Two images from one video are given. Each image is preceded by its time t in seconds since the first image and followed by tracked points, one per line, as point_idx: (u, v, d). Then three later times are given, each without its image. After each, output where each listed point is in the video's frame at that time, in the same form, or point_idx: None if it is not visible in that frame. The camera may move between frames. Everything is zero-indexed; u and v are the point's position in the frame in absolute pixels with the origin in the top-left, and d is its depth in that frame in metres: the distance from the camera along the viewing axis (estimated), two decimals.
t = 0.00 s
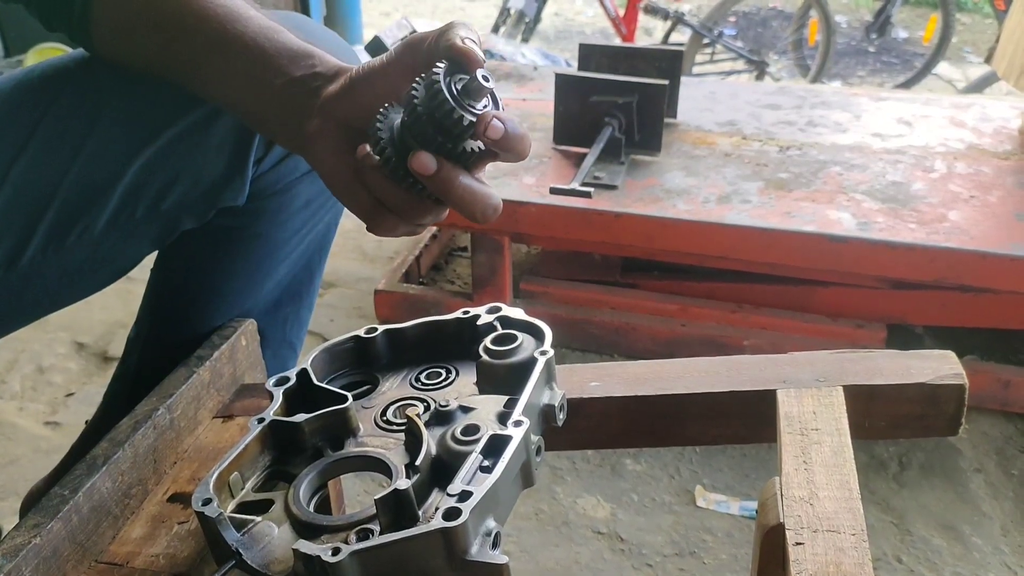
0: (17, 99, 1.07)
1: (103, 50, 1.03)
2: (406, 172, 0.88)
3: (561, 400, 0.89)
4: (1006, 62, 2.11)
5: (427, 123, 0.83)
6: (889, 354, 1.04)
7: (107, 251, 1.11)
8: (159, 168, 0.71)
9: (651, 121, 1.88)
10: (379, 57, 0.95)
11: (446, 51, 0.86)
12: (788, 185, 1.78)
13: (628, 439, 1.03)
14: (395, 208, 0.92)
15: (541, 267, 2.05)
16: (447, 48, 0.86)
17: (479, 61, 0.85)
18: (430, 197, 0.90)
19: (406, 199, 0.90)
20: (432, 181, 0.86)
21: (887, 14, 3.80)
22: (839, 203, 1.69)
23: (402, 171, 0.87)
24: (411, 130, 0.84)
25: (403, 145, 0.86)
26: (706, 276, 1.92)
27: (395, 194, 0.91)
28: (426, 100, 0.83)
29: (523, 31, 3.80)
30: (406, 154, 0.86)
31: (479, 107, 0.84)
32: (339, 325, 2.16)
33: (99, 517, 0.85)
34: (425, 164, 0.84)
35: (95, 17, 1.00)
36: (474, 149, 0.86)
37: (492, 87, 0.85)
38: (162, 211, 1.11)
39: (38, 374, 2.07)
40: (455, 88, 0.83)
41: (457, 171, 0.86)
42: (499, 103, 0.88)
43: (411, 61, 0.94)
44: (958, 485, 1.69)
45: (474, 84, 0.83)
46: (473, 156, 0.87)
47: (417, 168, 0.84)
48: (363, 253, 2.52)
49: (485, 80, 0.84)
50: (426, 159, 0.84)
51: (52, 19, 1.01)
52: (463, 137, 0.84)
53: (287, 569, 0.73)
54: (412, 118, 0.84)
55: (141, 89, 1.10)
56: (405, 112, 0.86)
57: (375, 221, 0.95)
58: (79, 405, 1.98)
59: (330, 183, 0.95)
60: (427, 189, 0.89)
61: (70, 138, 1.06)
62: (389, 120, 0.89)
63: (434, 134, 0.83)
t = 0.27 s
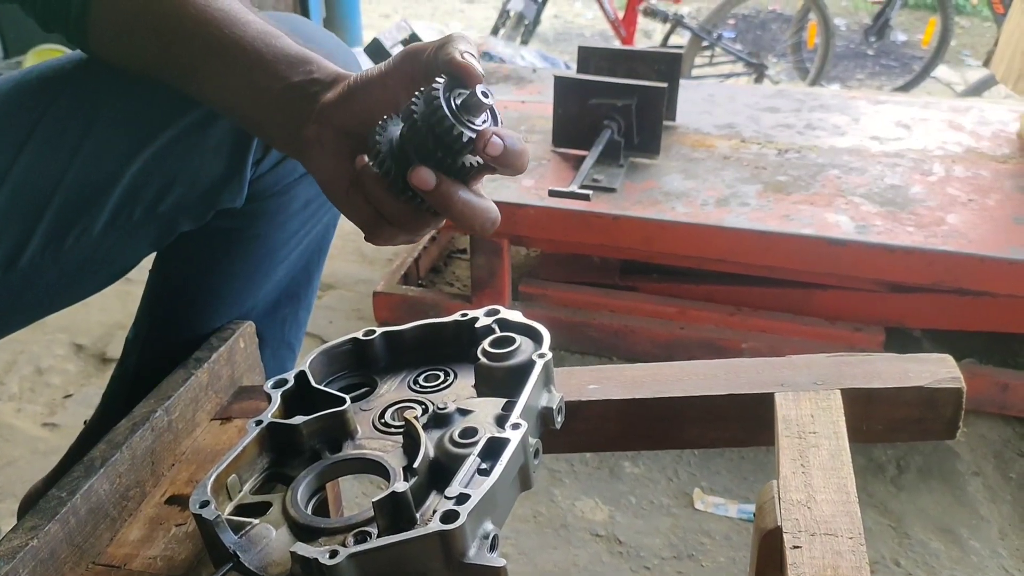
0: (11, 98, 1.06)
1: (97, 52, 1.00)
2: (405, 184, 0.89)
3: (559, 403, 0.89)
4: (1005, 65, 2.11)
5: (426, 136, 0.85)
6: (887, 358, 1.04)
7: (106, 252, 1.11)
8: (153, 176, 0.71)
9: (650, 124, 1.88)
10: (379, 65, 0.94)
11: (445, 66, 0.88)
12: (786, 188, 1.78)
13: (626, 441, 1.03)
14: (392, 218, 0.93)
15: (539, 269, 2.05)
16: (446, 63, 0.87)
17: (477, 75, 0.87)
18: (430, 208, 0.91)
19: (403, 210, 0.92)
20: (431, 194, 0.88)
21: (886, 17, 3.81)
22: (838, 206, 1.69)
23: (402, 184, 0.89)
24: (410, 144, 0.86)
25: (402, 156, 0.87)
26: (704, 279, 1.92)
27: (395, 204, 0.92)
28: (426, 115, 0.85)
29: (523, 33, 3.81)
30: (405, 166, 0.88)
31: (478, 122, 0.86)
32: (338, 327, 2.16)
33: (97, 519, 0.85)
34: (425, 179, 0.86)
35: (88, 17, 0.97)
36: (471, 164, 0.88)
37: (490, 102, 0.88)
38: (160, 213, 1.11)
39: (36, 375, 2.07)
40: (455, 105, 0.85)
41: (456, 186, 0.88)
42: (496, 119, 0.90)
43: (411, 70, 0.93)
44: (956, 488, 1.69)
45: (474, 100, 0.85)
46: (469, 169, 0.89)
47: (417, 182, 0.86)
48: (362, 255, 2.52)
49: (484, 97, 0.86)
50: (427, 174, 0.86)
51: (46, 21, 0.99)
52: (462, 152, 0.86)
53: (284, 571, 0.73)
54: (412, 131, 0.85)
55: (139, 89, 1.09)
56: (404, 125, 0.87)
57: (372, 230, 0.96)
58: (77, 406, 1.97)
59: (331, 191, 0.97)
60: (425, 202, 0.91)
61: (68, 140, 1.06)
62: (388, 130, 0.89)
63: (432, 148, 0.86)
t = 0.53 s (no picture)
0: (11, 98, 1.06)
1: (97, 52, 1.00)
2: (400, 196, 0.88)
3: (558, 404, 0.89)
4: (1004, 67, 2.11)
5: (421, 148, 0.84)
6: (887, 359, 1.04)
7: (105, 252, 1.11)
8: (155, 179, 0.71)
9: (649, 125, 1.88)
10: (378, 71, 0.95)
11: (442, 76, 0.88)
12: (786, 189, 1.78)
13: (625, 442, 1.03)
14: (387, 228, 0.92)
15: (538, 271, 2.05)
16: (443, 74, 0.88)
17: (473, 88, 0.87)
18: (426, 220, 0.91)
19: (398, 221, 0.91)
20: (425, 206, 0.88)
21: (885, 19, 3.82)
22: (837, 208, 1.70)
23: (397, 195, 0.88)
24: (404, 155, 0.85)
25: (397, 167, 0.87)
26: (704, 280, 1.92)
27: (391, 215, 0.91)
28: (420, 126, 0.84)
29: (523, 34, 3.81)
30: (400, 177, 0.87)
31: (473, 136, 0.86)
32: (337, 328, 2.16)
33: (95, 519, 0.84)
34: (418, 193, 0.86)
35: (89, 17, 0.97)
36: (466, 178, 0.87)
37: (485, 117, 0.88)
38: (159, 213, 1.11)
39: (35, 375, 2.07)
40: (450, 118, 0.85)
41: (450, 199, 0.88)
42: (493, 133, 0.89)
43: (408, 79, 0.93)
44: (955, 489, 1.69)
45: (468, 113, 0.86)
46: (465, 183, 0.88)
47: (411, 195, 0.86)
48: (361, 256, 2.52)
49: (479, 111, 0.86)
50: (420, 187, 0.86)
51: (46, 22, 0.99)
52: (456, 166, 0.85)
53: (284, 571, 0.73)
54: (407, 143, 0.85)
55: (138, 89, 1.09)
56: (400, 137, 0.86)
57: (367, 240, 0.95)
58: (76, 406, 1.97)
59: (327, 195, 0.96)
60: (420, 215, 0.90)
61: (68, 140, 1.06)
62: (384, 141, 0.89)
63: (425, 160, 0.85)
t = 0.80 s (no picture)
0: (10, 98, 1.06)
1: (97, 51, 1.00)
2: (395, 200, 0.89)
3: (558, 404, 0.89)
4: (1004, 68, 2.11)
5: (415, 153, 0.85)
6: (886, 360, 1.04)
7: (104, 252, 1.11)
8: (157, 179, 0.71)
9: (650, 126, 1.88)
10: (375, 72, 0.94)
11: (435, 79, 0.87)
12: (786, 190, 1.78)
13: (625, 443, 1.03)
14: (383, 232, 0.94)
15: (538, 271, 2.05)
16: (438, 77, 0.86)
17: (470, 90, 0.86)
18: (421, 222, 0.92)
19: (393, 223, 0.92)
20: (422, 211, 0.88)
21: (885, 20, 3.82)
22: (837, 209, 1.70)
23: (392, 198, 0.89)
24: (399, 159, 0.86)
25: (392, 170, 0.87)
26: (704, 281, 1.92)
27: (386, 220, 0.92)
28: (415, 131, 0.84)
29: (523, 35, 3.81)
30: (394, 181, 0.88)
31: (467, 140, 0.86)
32: (337, 328, 2.16)
33: (95, 519, 0.84)
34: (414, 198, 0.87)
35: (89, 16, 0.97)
36: (461, 180, 0.88)
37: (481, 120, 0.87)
38: (158, 213, 1.12)
39: (35, 376, 2.07)
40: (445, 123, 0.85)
41: (445, 203, 0.88)
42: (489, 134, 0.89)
43: (405, 81, 0.92)
44: (955, 490, 1.69)
45: (464, 118, 0.85)
46: (458, 185, 0.89)
47: (406, 199, 0.86)
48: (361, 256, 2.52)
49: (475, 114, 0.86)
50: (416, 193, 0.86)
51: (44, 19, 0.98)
52: (451, 169, 0.86)
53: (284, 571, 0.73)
54: (401, 146, 0.85)
55: (137, 90, 1.09)
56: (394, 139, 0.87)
57: (363, 241, 0.97)
58: (76, 407, 1.97)
59: (327, 202, 0.98)
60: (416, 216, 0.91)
61: (67, 140, 1.06)
62: (379, 144, 0.90)
63: (420, 165, 0.85)
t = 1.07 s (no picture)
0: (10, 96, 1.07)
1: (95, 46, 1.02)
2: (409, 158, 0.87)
3: (557, 405, 0.89)
4: (1004, 69, 2.11)
5: (429, 110, 0.82)
6: (886, 360, 1.04)
7: (104, 250, 1.11)
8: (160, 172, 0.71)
9: (650, 126, 1.88)
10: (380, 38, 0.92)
11: (446, 35, 0.84)
12: (786, 191, 1.78)
13: (625, 444, 1.03)
14: (396, 193, 0.92)
15: (538, 272, 2.05)
16: (450, 33, 0.83)
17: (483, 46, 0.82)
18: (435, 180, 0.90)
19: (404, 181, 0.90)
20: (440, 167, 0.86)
21: (885, 21, 3.83)
22: (837, 209, 1.70)
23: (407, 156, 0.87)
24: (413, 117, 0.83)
25: (405, 130, 0.84)
26: (704, 281, 1.92)
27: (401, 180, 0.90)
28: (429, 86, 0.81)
29: (523, 36, 3.81)
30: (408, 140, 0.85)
31: (482, 94, 0.83)
32: (336, 329, 2.16)
33: (95, 519, 0.84)
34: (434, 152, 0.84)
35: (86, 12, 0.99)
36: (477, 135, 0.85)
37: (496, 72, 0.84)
38: (158, 210, 1.11)
39: (34, 376, 2.07)
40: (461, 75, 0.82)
41: (463, 158, 0.86)
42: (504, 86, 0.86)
43: (411, 45, 0.89)
44: (954, 491, 1.69)
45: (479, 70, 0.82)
46: (474, 141, 0.86)
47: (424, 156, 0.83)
48: (360, 256, 2.52)
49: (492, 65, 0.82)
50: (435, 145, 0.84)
51: (43, 19, 1.01)
52: (467, 124, 0.83)
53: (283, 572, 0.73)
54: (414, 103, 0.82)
55: (137, 85, 1.10)
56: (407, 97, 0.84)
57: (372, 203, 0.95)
58: (75, 407, 1.97)
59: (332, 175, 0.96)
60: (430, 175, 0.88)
61: (66, 137, 1.06)
62: (390, 103, 0.87)
63: (434, 123, 0.82)
